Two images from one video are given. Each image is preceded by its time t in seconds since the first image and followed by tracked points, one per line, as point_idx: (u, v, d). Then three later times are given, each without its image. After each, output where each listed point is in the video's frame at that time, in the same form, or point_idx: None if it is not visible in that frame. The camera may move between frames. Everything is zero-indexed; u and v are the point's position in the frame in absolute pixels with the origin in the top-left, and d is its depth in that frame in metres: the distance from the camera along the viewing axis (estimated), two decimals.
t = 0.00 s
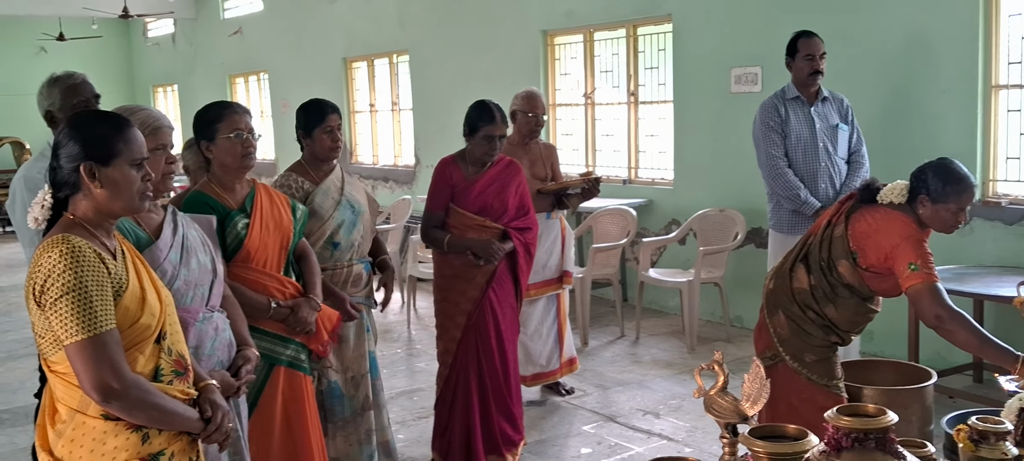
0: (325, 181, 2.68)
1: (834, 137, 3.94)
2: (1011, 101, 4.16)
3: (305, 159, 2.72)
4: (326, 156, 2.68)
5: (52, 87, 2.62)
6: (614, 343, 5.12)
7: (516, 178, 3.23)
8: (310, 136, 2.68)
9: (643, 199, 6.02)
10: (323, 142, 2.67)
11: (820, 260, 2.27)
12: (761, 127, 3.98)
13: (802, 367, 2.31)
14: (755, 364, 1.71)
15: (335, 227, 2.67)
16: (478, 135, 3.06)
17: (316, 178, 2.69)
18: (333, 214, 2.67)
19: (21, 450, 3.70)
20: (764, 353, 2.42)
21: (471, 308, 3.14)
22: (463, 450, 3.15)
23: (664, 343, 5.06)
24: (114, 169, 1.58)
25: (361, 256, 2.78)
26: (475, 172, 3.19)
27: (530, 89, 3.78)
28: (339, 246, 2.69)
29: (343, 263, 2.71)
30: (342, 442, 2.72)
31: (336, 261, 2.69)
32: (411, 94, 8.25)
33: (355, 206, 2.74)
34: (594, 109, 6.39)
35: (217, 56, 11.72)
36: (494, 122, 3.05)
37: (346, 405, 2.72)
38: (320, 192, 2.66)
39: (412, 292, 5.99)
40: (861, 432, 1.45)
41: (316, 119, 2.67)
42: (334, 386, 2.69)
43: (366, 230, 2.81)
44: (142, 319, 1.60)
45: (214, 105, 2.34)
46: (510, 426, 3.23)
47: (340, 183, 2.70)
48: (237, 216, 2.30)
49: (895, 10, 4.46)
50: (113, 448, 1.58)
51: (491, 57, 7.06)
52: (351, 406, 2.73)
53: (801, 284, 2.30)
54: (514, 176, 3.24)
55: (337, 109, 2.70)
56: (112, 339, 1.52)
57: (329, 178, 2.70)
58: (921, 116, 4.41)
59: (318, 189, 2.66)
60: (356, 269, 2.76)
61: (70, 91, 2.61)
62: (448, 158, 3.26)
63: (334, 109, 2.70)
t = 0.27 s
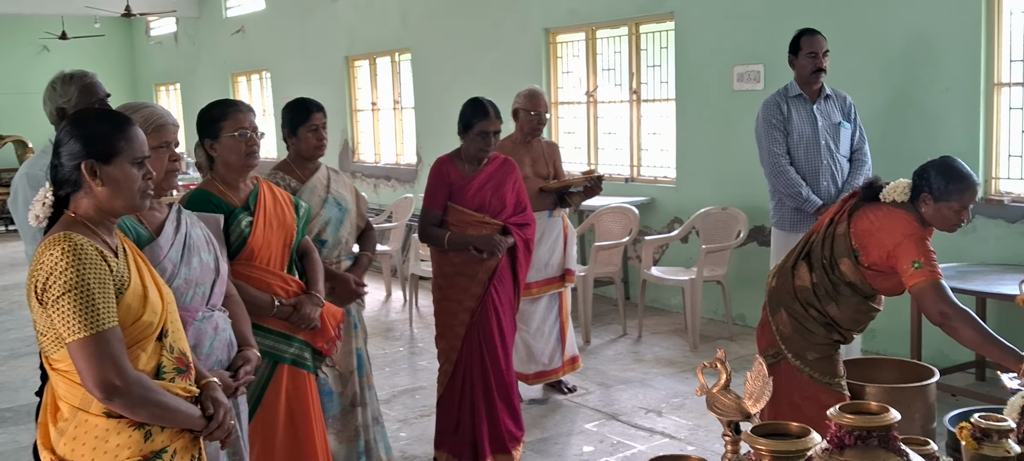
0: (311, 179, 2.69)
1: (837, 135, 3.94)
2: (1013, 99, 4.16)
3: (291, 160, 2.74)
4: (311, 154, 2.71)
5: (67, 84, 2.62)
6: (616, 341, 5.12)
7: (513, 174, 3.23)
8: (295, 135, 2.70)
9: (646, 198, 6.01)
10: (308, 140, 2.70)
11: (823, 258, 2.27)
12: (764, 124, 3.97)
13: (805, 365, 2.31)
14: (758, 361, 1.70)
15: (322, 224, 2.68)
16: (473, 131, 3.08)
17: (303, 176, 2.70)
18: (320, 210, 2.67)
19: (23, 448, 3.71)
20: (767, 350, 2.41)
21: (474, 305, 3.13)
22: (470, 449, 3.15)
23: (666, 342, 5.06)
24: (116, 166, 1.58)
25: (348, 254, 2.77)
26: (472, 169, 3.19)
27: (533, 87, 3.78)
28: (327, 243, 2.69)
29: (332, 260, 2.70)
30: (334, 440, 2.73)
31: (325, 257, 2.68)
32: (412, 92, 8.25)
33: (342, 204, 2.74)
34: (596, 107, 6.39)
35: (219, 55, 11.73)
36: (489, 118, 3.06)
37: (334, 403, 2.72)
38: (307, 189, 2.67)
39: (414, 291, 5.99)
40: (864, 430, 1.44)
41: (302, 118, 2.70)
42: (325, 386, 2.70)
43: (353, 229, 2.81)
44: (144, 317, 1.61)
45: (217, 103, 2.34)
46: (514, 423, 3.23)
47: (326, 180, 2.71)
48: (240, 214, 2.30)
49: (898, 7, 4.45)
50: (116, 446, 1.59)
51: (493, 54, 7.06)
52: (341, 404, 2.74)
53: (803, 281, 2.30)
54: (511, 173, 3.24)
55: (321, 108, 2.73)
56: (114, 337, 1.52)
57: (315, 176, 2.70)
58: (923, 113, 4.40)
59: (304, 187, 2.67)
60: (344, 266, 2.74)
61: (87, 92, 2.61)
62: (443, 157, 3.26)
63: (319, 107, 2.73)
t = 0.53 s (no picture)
0: (301, 177, 2.69)
1: (838, 133, 3.94)
2: (1015, 97, 4.16)
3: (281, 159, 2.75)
4: (301, 152, 2.71)
5: (73, 82, 2.61)
6: (617, 339, 5.12)
7: (508, 172, 3.25)
8: (285, 133, 2.71)
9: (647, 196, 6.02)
10: (297, 138, 2.71)
11: (823, 257, 2.27)
12: (765, 122, 3.97)
13: (805, 363, 2.31)
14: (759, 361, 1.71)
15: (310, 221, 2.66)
16: (467, 129, 3.08)
17: (294, 173, 2.71)
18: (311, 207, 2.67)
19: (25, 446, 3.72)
20: (768, 349, 2.42)
21: (475, 303, 3.14)
22: (473, 447, 3.17)
23: (668, 340, 5.06)
24: (116, 166, 1.59)
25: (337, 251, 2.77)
26: (468, 167, 3.21)
27: (534, 86, 3.78)
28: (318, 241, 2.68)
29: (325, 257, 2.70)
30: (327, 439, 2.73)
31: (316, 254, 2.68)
32: (414, 90, 8.26)
33: (333, 202, 2.73)
34: (597, 105, 6.39)
35: (220, 53, 11.73)
36: (482, 115, 3.07)
37: (327, 400, 2.72)
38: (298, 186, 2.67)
39: (416, 289, 6.00)
40: (866, 429, 1.45)
41: (293, 116, 2.71)
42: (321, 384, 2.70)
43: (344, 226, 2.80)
44: (144, 316, 1.61)
45: (221, 102, 2.35)
46: (514, 420, 3.25)
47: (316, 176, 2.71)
48: (242, 212, 2.31)
49: (900, 5, 4.45)
50: (117, 445, 1.60)
51: (495, 52, 7.06)
52: (334, 401, 2.74)
53: (804, 279, 2.30)
54: (507, 171, 3.26)
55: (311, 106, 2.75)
56: (114, 336, 1.53)
57: (305, 174, 2.71)
58: (924, 111, 4.41)
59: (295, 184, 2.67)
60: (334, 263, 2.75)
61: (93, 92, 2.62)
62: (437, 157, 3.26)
63: (309, 106, 2.74)
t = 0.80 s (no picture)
0: (303, 176, 2.69)
1: (843, 132, 3.92)
2: (1019, 95, 4.14)
3: (284, 158, 2.74)
4: (302, 151, 2.70)
5: (77, 82, 2.60)
6: (620, 339, 5.11)
7: (507, 171, 3.25)
8: (286, 132, 2.70)
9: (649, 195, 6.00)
10: (298, 136, 2.69)
11: (828, 256, 2.26)
12: (769, 121, 3.96)
13: (809, 363, 2.30)
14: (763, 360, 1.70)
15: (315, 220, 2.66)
16: (466, 128, 3.07)
17: (296, 173, 2.71)
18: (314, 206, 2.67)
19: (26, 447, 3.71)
20: (772, 348, 2.40)
21: (477, 303, 3.12)
22: (474, 447, 3.16)
23: (670, 339, 5.05)
24: (118, 166, 1.58)
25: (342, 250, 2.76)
26: (466, 167, 3.20)
27: (536, 85, 3.77)
28: (321, 241, 2.67)
29: (328, 258, 2.69)
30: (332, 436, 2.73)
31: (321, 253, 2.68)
32: (416, 90, 8.25)
33: (335, 200, 2.72)
34: (599, 105, 6.37)
35: (222, 52, 11.73)
36: (480, 113, 3.06)
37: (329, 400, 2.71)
38: (300, 185, 2.67)
39: (418, 288, 5.99)
40: (869, 429, 1.44)
41: (293, 114, 2.70)
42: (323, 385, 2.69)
43: (348, 225, 2.80)
44: (147, 316, 1.60)
45: (224, 101, 2.34)
46: (514, 421, 3.23)
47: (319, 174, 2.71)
48: (245, 212, 2.30)
49: (903, 3, 4.43)
50: (119, 446, 1.59)
51: (497, 51, 7.04)
52: (338, 401, 2.73)
53: (809, 279, 2.29)
54: (506, 170, 3.25)
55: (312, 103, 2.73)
56: (117, 336, 1.52)
57: (308, 173, 2.71)
58: (928, 110, 4.39)
59: (297, 184, 2.67)
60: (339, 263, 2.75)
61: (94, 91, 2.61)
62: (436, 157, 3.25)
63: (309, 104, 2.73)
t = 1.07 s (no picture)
0: (314, 177, 2.70)
1: (846, 133, 3.92)
2: (1021, 96, 4.13)
3: (296, 159, 2.75)
4: (313, 152, 2.71)
5: (67, 83, 2.62)
6: (622, 339, 5.11)
7: (508, 171, 3.25)
8: (297, 132, 2.71)
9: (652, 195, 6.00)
10: (309, 137, 2.70)
11: (830, 257, 2.26)
12: (772, 121, 3.96)
13: (811, 364, 2.29)
14: (764, 361, 1.69)
15: (326, 221, 2.67)
16: (465, 129, 3.07)
17: (307, 174, 2.71)
18: (323, 206, 2.68)
19: (29, 447, 3.72)
20: (774, 349, 2.40)
21: (478, 304, 3.12)
22: (474, 447, 3.16)
23: (673, 340, 5.04)
24: (122, 168, 1.58)
25: (353, 250, 2.77)
26: (467, 168, 3.20)
27: (537, 85, 3.77)
28: (331, 241, 2.68)
29: (337, 258, 2.70)
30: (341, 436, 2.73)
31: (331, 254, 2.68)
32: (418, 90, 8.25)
33: (345, 200, 2.73)
34: (601, 105, 6.37)
35: (225, 53, 11.75)
36: (480, 114, 3.06)
37: (334, 400, 2.72)
38: (311, 186, 2.67)
39: (420, 289, 5.99)
40: (871, 429, 1.43)
41: (302, 115, 2.70)
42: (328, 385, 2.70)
43: (359, 226, 2.80)
44: (150, 317, 1.61)
45: (228, 102, 2.35)
46: (516, 422, 3.23)
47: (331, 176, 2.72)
48: (247, 213, 2.30)
49: (905, 4, 4.42)
50: (121, 446, 1.59)
51: (499, 52, 7.04)
52: (345, 401, 2.73)
53: (811, 279, 2.29)
54: (506, 170, 3.26)
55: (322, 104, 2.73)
56: (120, 337, 1.52)
57: (319, 174, 2.72)
58: (930, 111, 4.38)
59: (308, 184, 2.68)
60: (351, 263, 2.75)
61: (87, 90, 2.61)
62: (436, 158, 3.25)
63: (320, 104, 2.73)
